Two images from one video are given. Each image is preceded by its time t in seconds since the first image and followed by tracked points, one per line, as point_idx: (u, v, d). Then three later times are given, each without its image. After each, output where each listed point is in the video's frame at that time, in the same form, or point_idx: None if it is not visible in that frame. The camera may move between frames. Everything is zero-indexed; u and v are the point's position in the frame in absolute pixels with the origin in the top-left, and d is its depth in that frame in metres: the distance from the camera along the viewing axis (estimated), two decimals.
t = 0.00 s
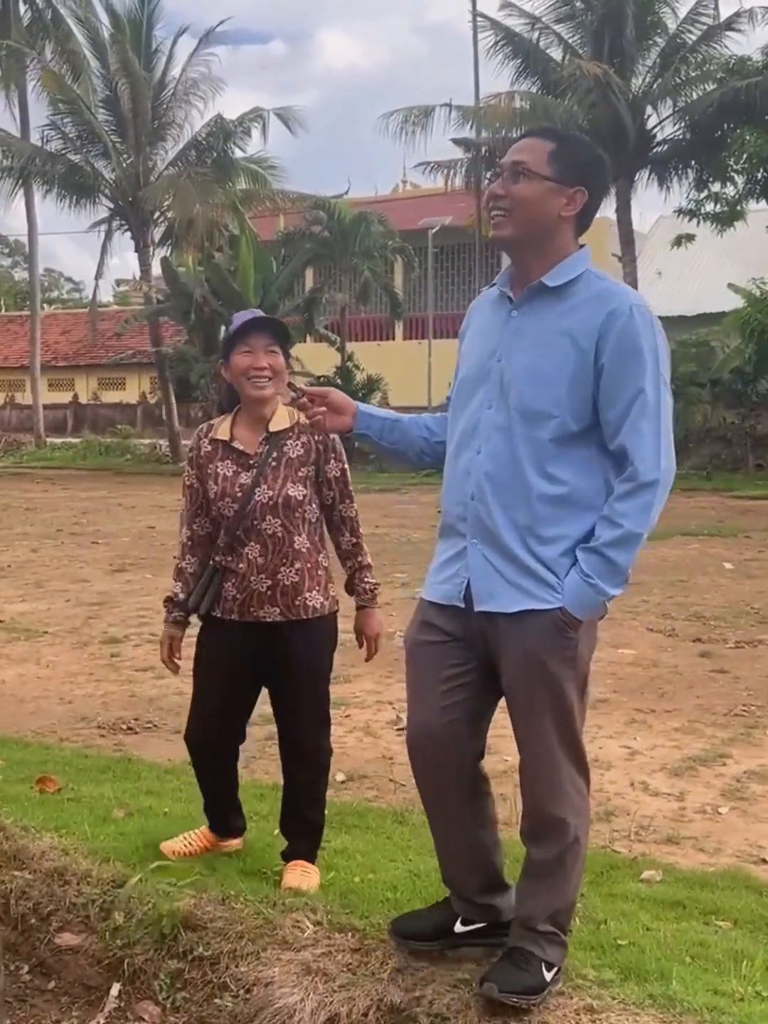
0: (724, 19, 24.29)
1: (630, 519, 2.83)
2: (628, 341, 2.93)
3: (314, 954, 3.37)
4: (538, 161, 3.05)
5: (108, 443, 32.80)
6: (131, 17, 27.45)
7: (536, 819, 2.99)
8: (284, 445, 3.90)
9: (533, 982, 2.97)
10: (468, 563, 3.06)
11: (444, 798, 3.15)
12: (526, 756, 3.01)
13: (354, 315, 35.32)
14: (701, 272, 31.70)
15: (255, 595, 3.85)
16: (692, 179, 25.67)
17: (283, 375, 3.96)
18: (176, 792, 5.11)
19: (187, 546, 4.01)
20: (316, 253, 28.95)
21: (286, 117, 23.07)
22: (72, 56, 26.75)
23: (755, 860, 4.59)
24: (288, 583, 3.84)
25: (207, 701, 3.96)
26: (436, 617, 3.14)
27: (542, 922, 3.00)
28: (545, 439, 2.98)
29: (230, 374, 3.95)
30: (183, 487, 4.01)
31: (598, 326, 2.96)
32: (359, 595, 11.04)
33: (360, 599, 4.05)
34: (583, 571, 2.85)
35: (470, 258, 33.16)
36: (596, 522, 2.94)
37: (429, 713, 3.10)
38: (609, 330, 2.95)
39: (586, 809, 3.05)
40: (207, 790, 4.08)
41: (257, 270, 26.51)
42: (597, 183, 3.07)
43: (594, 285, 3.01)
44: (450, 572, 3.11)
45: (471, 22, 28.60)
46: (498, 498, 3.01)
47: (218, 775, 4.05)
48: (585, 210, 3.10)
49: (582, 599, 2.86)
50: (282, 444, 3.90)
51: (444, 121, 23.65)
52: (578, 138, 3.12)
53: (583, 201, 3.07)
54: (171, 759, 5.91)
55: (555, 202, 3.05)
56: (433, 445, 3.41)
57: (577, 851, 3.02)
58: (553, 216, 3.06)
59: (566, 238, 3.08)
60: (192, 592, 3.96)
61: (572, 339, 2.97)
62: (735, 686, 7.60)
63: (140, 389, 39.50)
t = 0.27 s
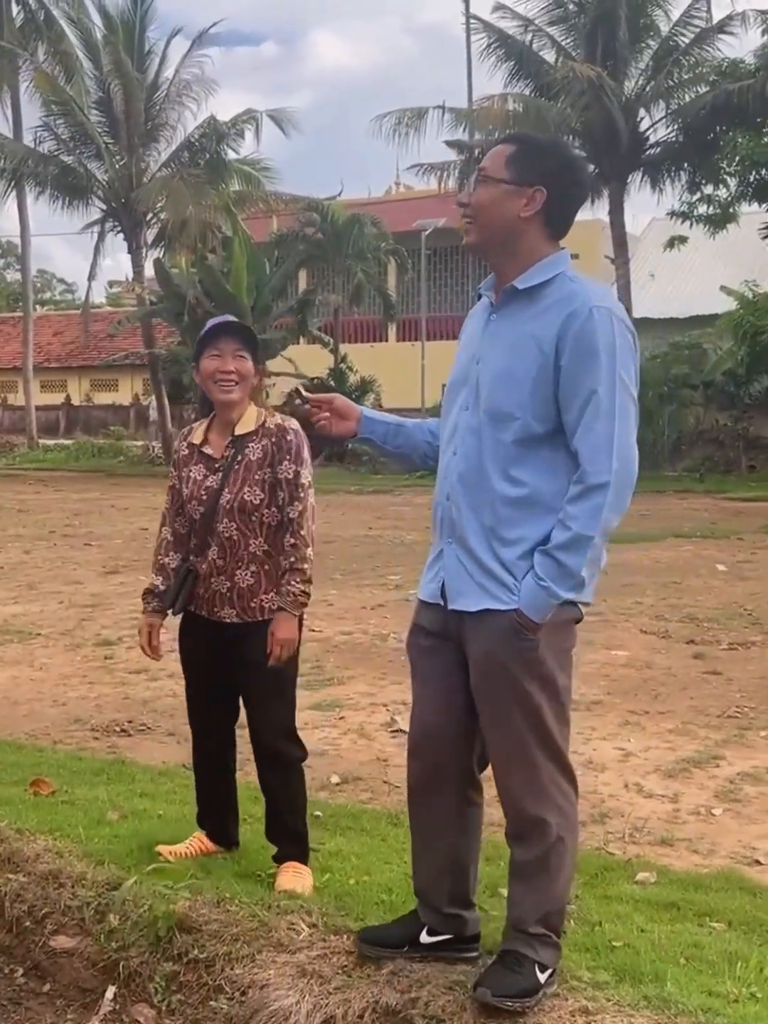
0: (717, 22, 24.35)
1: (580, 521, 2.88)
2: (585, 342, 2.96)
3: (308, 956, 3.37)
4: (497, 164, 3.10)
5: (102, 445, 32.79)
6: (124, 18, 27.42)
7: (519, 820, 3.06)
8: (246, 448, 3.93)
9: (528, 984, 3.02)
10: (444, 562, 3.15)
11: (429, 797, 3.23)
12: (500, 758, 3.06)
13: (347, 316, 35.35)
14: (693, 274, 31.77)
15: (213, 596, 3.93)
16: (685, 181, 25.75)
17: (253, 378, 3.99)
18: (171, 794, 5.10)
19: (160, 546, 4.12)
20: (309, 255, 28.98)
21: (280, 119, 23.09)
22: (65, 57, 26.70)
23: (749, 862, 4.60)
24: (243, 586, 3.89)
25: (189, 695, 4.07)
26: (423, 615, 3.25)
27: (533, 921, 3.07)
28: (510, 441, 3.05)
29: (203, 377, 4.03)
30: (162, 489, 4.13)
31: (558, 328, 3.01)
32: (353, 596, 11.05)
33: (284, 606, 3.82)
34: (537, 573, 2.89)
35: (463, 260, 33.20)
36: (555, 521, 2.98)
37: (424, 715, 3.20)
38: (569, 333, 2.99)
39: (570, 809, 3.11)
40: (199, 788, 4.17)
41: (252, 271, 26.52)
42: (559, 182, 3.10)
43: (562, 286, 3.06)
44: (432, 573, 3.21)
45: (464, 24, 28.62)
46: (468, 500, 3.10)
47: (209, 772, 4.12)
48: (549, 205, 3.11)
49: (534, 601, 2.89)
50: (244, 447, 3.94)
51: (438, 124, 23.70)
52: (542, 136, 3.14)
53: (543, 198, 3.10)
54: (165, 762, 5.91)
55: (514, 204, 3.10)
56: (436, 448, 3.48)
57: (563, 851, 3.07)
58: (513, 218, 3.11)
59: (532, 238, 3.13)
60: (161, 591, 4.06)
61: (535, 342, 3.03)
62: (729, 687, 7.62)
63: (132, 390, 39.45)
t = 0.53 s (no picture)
0: (707, 25, 24.41)
1: (533, 517, 2.90)
2: (545, 342, 2.99)
3: (303, 960, 3.37)
4: (460, 174, 3.17)
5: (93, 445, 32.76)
6: (115, 19, 27.36)
7: (496, 821, 3.07)
8: (228, 451, 3.93)
9: (524, 987, 3.03)
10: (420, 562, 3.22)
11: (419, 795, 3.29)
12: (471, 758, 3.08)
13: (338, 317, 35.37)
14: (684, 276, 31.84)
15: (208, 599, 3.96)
16: (675, 184, 25.79)
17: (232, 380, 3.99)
18: (164, 796, 5.10)
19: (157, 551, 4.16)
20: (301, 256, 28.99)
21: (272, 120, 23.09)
22: (56, 58, 26.65)
23: (742, 865, 4.61)
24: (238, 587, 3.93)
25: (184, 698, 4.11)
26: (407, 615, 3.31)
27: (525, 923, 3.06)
28: (475, 440, 3.09)
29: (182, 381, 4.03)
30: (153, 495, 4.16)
31: (521, 328, 3.04)
32: (345, 597, 11.05)
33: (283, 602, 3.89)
34: (497, 572, 2.93)
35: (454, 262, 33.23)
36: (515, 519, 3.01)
37: (411, 716, 3.25)
38: (530, 332, 3.02)
39: (552, 810, 3.11)
40: (193, 792, 4.19)
41: (243, 273, 26.52)
42: (521, 184, 3.14)
43: (532, 288, 3.10)
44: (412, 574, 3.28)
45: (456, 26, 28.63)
46: (438, 499, 3.15)
47: (205, 775, 4.14)
48: (515, 207, 3.16)
49: (495, 600, 2.92)
50: (226, 450, 3.94)
51: (429, 126, 23.74)
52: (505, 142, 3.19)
53: (508, 200, 3.14)
54: (158, 764, 5.91)
55: (480, 210, 3.15)
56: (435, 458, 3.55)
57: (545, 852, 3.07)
58: (480, 224, 3.16)
59: (501, 242, 3.18)
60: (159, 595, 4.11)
61: (500, 343, 3.07)
62: (721, 689, 7.64)
63: (123, 390, 39.43)
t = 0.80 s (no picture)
0: (698, 26, 24.46)
1: (496, 512, 2.87)
2: (519, 341, 2.95)
3: (293, 965, 3.33)
4: (411, 203, 3.17)
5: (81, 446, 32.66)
6: (105, 18, 27.28)
7: (456, 826, 3.03)
8: (235, 451, 3.93)
9: (511, 993, 3.01)
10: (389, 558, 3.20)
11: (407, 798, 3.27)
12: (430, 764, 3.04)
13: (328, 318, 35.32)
14: (674, 277, 31.88)
15: (218, 600, 3.91)
16: (665, 186, 25.81)
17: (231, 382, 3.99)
18: (151, 799, 5.06)
19: (153, 556, 4.09)
20: (291, 256, 28.96)
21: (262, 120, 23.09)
22: (46, 57, 26.57)
23: (734, 869, 4.59)
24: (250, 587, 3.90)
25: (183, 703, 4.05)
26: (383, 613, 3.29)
27: (498, 927, 3.02)
28: (449, 435, 3.06)
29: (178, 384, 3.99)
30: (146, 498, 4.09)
31: (498, 327, 3.01)
32: (335, 598, 11.03)
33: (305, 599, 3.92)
34: (459, 569, 2.89)
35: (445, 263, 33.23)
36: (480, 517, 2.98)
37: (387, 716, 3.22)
38: (506, 331, 2.98)
39: (513, 815, 3.06)
40: (183, 798, 4.14)
41: (232, 272, 26.44)
42: (477, 197, 3.12)
43: (514, 290, 3.05)
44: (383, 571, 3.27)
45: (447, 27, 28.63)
46: (409, 495, 3.14)
47: (197, 781, 4.10)
48: (473, 219, 3.13)
49: (453, 597, 2.89)
50: (235, 450, 3.93)
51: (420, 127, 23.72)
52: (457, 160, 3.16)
53: (464, 214, 3.12)
54: (145, 766, 5.87)
55: (440, 229, 3.13)
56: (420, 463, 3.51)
57: (509, 857, 3.02)
58: (444, 240, 3.14)
59: (468, 253, 3.15)
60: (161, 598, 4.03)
61: (476, 342, 3.04)
62: (711, 691, 7.62)
63: (111, 390, 39.31)
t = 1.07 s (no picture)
0: (686, 27, 24.51)
1: (478, 502, 2.82)
2: (503, 333, 2.90)
3: (290, 964, 3.29)
4: (394, 211, 3.13)
5: (66, 443, 32.50)
6: (92, 14, 27.16)
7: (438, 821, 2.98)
8: (276, 446, 3.90)
9: (511, 992, 2.96)
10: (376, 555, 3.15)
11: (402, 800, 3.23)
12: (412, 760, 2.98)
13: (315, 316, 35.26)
14: (661, 278, 31.93)
15: (240, 595, 3.86)
16: (653, 186, 25.81)
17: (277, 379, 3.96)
18: (144, 798, 5.01)
19: (175, 543, 4.02)
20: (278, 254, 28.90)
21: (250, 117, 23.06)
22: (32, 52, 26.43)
23: (730, 868, 4.56)
24: (273, 585, 3.86)
25: (193, 695, 3.99)
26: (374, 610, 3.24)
27: (488, 922, 2.97)
28: (434, 429, 3.01)
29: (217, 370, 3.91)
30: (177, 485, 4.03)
31: (482, 321, 2.96)
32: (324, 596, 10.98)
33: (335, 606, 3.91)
34: (442, 562, 2.86)
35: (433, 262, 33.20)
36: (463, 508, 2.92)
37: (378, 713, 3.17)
38: (490, 324, 2.93)
39: (493, 809, 2.98)
40: (184, 793, 4.08)
41: (219, 270, 26.33)
42: (459, 200, 3.09)
43: (499, 287, 3.01)
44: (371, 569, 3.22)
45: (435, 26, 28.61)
46: (395, 489, 3.09)
47: (196, 776, 4.04)
48: (456, 222, 3.09)
49: (436, 589, 2.85)
50: (276, 445, 3.90)
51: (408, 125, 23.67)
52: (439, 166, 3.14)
53: (447, 219, 3.09)
54: (136, 765, 5.82)
55: (425, 235, 3.10)
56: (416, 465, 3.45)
57: (491, 848, 2.96)
58: (428, 248, 3.10)
59: (454, 256, 3.11)
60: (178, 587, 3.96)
61: (461, 336, 3.00)
62: (703, 690, 7.60)
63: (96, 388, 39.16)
